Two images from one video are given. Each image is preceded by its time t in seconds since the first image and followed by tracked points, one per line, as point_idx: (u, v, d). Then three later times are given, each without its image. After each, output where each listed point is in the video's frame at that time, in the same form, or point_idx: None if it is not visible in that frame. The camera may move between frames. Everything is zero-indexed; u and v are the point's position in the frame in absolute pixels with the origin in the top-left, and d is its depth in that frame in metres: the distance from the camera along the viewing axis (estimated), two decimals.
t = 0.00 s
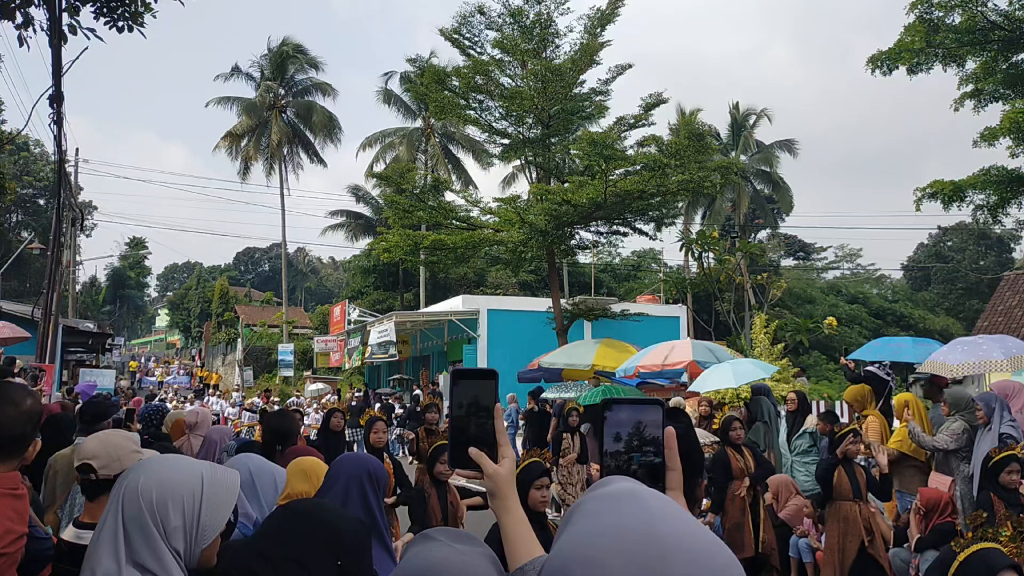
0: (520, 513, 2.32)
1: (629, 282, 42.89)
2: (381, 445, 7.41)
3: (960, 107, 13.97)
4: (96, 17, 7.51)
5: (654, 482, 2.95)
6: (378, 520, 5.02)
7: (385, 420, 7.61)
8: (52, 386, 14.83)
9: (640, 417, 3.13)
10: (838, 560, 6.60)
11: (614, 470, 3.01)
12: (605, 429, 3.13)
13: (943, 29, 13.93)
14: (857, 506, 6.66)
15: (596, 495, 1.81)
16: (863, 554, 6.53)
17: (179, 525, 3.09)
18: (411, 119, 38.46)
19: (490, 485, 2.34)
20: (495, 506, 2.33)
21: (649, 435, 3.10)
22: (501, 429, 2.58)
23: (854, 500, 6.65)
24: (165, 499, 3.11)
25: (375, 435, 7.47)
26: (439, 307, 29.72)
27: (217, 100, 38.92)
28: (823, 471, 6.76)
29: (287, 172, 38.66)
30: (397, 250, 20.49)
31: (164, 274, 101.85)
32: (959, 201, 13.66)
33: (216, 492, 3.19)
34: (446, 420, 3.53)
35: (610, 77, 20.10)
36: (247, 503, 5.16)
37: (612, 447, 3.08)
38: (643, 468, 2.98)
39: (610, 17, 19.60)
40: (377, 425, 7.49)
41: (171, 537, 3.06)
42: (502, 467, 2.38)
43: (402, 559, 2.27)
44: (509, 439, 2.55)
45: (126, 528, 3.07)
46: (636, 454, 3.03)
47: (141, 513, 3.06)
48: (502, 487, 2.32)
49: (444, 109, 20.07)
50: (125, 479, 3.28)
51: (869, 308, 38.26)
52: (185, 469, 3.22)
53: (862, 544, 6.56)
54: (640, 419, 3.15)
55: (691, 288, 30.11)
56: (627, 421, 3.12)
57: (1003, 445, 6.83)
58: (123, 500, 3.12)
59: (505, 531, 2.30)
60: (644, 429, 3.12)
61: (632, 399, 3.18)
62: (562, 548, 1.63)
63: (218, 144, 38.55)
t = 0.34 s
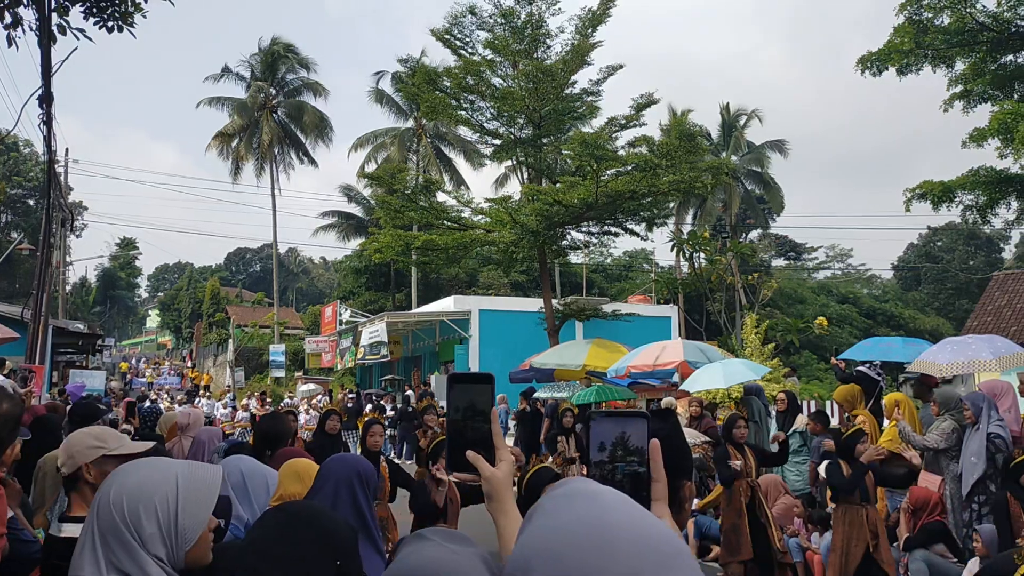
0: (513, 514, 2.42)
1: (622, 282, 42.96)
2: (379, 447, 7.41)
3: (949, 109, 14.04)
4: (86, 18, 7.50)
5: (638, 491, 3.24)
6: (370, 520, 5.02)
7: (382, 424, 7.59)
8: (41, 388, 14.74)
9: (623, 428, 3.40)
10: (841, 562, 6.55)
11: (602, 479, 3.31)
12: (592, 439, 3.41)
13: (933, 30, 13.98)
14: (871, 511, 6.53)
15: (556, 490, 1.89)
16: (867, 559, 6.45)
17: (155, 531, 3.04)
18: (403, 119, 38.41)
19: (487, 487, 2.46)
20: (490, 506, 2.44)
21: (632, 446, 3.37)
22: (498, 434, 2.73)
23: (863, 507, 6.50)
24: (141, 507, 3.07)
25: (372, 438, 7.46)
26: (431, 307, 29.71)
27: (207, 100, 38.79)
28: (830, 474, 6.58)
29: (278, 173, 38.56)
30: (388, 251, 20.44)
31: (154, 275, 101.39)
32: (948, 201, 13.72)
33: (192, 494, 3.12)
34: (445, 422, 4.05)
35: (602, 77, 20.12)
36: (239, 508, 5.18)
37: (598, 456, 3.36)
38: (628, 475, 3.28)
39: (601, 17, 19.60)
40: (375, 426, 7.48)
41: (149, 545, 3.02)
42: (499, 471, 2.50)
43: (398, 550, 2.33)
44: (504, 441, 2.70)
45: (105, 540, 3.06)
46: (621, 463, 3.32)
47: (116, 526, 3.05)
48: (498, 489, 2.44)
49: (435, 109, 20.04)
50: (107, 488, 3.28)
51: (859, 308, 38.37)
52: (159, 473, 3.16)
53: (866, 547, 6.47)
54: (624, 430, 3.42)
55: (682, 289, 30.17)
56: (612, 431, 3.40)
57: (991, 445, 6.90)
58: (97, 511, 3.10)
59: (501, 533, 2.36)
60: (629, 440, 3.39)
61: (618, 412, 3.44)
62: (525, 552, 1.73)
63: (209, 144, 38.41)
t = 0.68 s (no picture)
0: (514, 521, 2.36)
1: (614, 282, 43.04)
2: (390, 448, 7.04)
3: (938, 109, 14.10)
4: (76, 18, 7.47)
5: (635, 489, 3.01)
6: (361, 521, 5.04)
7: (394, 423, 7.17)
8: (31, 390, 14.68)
9: (621, 426, 3.21)
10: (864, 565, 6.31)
11: (597, 477, 3.10)
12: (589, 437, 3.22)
13: (922, 30, 14.03)
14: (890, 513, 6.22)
15: (552, 485, 1.88)
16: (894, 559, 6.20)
17: (142, 537, 3.03)
18: (394, 119, 38.40)
19: (487, 493, 2.42)
20: (488, 510, 2.38)
21: (631, 443, 3.17)
22: (498, 439, 2.69)
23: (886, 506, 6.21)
24: (129, 512, 3.06)
25: (384, 438, 7.09)
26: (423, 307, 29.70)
27: (198, 100, 38.72)
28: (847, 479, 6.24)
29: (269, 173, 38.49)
30: (380, 251, 20.42)
31: (146, 275, 101.08)
32: (938, 201, 13.78)
33: (182, 500, 3.09)
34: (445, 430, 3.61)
35: (593, 78, 20.16)
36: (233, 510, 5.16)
37: (596, 454, 3.17)
38: (623, 471, 3.06)
39: (593, 18, 19.63)
40: (387, 424, 7.12)
41: (136, 551, 3.01)
42: (499, 476, 2.47)
43: (405, 549, 2.29)
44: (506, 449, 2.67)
45: (93, 544, 3.07)
46: (619, 460, 3.10)
47: (103, 530, 3.05)
48: (498, 495, 2.39)
49: (427, 110, 20.04)
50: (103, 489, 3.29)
51: (850, 308, 38.50)
52: (150, 478, 3.14)
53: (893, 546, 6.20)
54: (623, 427, 3.21)
55: (674, 289, 30.23)
56: (610, 429, 3.22)
57: (979, 445, 6.95)
58: (86, 515, 3.11)
59: (494, 535, 2.32)
60: (628, 437, 3.18)
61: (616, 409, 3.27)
62: (516, 548, 1.72)
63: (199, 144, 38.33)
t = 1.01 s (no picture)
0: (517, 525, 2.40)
1: (605, 283, 43.10)
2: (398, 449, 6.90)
3: (927, 110, 14.16)
4: (65, 17, 7.43)
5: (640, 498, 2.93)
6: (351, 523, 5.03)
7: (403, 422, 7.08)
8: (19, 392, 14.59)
9: (629, 430, 3.07)
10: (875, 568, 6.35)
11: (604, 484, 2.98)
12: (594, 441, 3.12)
13: (912, 32, 14.10)
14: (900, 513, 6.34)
15: (558, 484, 1.87)
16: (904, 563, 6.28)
17: (129, 539, 3.01)
18: (385, 120, 38.36)
19: (493, 502, 2.45)
20: (493, 519, 2.42)
21: (637, 448, 3.06)
22: (505, 455, 2.75)
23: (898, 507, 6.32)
24: (118, 513, 3.05)
25: (393, 438, 6.97)
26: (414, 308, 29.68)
27: (187, 100, 38.62)
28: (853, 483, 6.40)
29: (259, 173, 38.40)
30: (370, 252, 20.38)
31: (136, 276, 100.71)
32: (927, 202, 13.84)
33: (170, 503, 3.08)
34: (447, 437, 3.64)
35: (584, 78, 20.18)
36: (222, 506, 5.14)
37: (603, 458, 3.05)
38: (630, 476, 2.97)
39: (584, 19, 19.65)
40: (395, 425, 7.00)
41: (125, 553, 3.00)
42: (506, 486, 2.51)
43: (420, 557, 2.29)
44: (511, 457, 2.74)
45: (82, 547, 3.05)
46: (626, 465, 3.00)
47: (91, 531, 3.04)
48: (504, 505, 2.43)
49: (418, 110, 20.02)
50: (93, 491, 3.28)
51: (840, 308, 38.64)
52: (139, 480, 3.14)
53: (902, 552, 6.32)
54: (630, 432, 3.08)
55: (664, 289, 30.29)
56: (617, 433, 3.09)
57: (969, 445, 7.01)
58: (74, 516, 3.10)
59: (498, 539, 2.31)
60: (635, 441, 3.06)
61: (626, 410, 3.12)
62: (519, 546, 1.72)
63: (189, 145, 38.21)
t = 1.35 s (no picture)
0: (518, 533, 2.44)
1: (593, 284, 43.16)
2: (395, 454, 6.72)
3: (913, 112, 14.26)
4: (51, 17, 7.39)
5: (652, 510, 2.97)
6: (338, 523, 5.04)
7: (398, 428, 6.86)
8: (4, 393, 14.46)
9: (643, 442, 3.08)
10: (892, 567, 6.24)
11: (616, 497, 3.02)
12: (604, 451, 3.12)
13: (897, 34, 14.18)
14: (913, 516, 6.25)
15: (568, 488, 1.87)
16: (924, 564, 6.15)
17: (109, 540, 3.00)
18: (373, 120, 38.32)
19: (504, 505, 2.49)
20: (499, 525, 2.45)
21: (650, 460, 3.07)
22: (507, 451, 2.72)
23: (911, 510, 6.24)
24: (97, 515, 3.03)
25: (388, 442, 6.78)
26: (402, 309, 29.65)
27: (174, 101, 38.46)
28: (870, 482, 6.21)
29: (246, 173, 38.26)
30: (358, 253, 20.33)
31: (122, 277, 100.15)
32: (913, 203, 13.93)
33: (149, 504, 3.07)
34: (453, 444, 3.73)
35: (572, 79, 20.20)
36: (206, 508, 5.11)
37: (616, 471, 3.07)
38: (642, 490, 3.00)
39: (571, 20, 19.68)
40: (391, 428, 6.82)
41: (103, 555, 2.98)
42: (513, 489, 2.54)
43: (413, 562, 2.28)
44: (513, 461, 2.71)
45: (61, 549, 3.03)
46: (638, 478, 3.03)
47: (70, 532, 3.01)
48: (512, 509, 2.47)
49: (406, 111, 19.99)
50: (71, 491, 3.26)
51: (827, 309, 38.84)
52: (117, 482, 3.11)
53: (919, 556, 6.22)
54: (644, 444, 3.08)
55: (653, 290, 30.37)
56: (631, 446, 3.07)
57: (955, 444, 7.03)
58: (51, 516, 3.07)
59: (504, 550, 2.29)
60: (648, 454, 3.07)
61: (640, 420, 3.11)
62: (525, 544, 1.72)
63: (175, 145, 38.04)
